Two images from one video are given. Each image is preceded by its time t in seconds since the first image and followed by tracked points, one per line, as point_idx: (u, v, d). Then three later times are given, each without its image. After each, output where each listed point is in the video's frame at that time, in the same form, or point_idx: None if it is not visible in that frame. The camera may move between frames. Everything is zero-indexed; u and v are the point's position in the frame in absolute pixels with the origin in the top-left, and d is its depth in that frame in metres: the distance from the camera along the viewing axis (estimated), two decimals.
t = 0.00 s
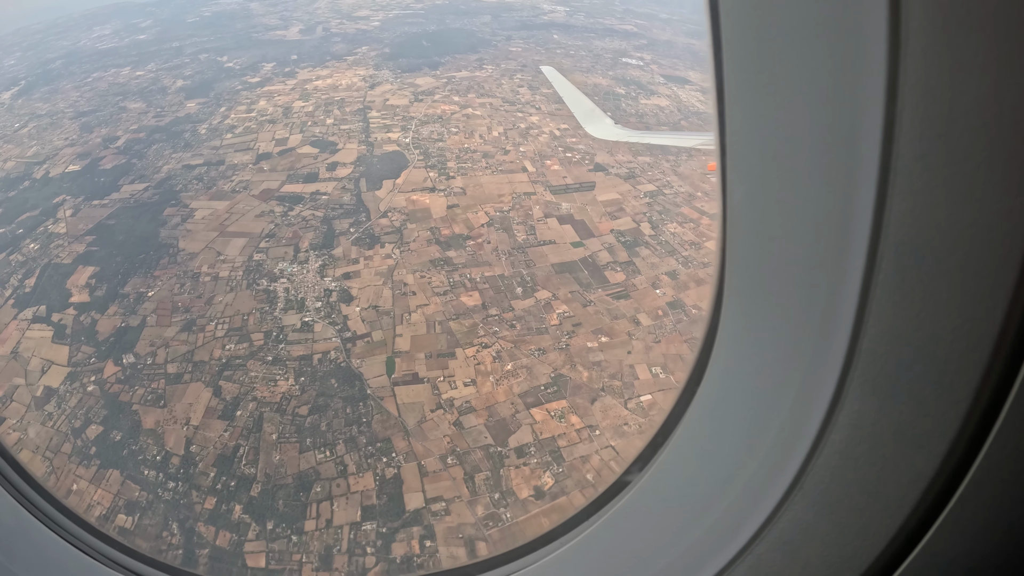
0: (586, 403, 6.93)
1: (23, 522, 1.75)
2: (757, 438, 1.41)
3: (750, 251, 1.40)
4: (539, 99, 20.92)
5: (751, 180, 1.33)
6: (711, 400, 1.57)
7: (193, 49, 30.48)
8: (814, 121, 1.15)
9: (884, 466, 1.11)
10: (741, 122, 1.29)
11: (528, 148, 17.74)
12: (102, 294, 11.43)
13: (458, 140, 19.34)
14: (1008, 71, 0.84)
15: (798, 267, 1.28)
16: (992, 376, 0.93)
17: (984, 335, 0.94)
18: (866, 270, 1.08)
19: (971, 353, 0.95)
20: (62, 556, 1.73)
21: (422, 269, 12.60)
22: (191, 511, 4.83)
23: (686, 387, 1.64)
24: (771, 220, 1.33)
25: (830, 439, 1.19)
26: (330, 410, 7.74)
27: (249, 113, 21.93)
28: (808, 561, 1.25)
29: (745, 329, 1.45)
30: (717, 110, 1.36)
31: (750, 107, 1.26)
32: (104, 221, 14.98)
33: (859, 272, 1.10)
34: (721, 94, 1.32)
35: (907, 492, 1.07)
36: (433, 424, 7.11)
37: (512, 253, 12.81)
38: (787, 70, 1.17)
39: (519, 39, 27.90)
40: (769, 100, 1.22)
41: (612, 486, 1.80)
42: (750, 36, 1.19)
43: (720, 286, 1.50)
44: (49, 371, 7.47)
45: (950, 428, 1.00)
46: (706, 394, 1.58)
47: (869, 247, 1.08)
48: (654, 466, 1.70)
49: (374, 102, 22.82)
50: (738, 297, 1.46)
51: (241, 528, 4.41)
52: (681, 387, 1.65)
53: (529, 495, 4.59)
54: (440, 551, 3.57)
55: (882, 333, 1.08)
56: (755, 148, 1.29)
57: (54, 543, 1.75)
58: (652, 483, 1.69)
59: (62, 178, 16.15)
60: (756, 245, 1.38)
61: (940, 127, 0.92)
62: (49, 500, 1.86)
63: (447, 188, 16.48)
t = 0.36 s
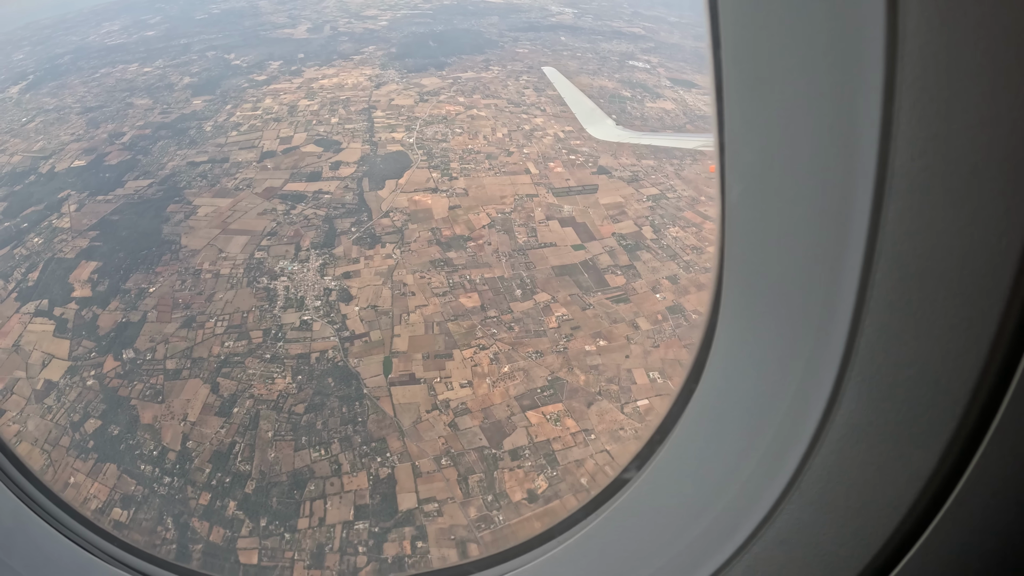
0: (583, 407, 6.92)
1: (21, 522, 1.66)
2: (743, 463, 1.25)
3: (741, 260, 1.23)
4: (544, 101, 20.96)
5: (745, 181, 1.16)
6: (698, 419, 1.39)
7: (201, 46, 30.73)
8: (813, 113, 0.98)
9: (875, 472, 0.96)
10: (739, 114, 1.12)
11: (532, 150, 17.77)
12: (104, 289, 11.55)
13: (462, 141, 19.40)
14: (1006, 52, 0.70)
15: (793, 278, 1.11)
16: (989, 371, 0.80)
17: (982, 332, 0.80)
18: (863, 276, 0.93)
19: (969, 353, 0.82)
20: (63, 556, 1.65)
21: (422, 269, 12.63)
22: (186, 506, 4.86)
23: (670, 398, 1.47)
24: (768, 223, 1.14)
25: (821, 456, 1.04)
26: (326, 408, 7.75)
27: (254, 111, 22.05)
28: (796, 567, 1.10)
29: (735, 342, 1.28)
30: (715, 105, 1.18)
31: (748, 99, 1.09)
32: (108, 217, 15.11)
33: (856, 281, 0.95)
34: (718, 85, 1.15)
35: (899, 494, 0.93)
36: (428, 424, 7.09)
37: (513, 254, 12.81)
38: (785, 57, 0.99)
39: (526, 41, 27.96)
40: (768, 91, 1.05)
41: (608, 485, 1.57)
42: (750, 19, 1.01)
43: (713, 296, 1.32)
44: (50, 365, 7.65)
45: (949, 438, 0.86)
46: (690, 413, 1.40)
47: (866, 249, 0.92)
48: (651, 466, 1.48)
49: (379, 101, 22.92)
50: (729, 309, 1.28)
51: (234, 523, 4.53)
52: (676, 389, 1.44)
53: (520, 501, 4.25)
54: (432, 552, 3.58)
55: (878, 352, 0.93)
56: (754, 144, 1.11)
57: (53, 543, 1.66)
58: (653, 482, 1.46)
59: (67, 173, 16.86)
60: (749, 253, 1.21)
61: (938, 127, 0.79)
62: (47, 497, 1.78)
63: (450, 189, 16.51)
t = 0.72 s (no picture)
0: (578, 411, 6.92)
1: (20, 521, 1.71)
2: (748, 447, 1.32)
3: (746, 253, 1.33)
4: (549, 103, 21.01)
5: (747, 179, 1.27)
6: (704, 406, 1.47)
7: (208, 44, 30.96)
8: (809, 116, 1.09)
9: (876, 461, 1.04)
10: (741, 119, 1.24)
11: (534, 152, 17.83)
12: (105, 284, 11.65)
13: (465, 142, 19.43)
14: (1000, 59, 0.78)
15: (793, 268, 1.20)
16: (985, 374, 0.87)
17: (979, 332, 0.88)
18: (862, 266, 1.01)
19: (965, 351, 0.89)
20: (62, 554, 1.70)
21: (422, 270, 12.67)
22: (180, 502, 4.89)
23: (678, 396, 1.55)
24: (770, 218, 1.25)
25: (823, 440, 1.12)
26: (322, 407, 7.79)
27: (259, 109, 22.15)
28: (798, 567, 1.16)
29: (737, 330, 1.38)
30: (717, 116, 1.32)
31: (752, 104, 1.21)
32: (112, 213, 15.23)
33: (854, 269, 1.03)
34: (720, 92, 1.28)
35: (902, 492, 1.00)
36: (423, 425, 7.09)
37: (512, 257, 12.83)
38: (782, 66, 1.11)
39: (533, 42, 27.97)
40: (770, 95, 1.16)
41: (607, 485, 1.70)
42: (750, 31, 1.14)
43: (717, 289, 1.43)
44: (50, 359, 7.67)
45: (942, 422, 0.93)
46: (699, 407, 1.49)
47: (864, 238, 1.00)
48: (647, 468, 1.61)
49: (384, 101, 22.96)
50: (733, 298, 1.39)
51: (228, 520, 4.50)
52: (673, 391, 1.55)
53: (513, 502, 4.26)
54: (423, 552, 3.60)
55: (876, 338, 1.01)
56: (755, 146, 1.23)
57: (55, 542, 1.71)
58: (648, 482, 1.59)
59: (72, 169, 16.88)
60: (752, 245, 1.31)
61: (936, 127, 0.86)
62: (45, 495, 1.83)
63: (451, 190, 16.57)
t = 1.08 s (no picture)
0: (573, 415, 6.94)
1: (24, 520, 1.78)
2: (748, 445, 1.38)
3: (744, 258, 1.38)
4: (553, 105, 21.08)
5: (747, 186, 1.31)
6: (704, 407, 1.52)
7: (215, 42, 31.25)
8: (808, 126, 1.14)
9: (875, 456, 1.10)
10: (743, 129, 1.28)
11: (537, 154, 17.91)
12: (107, 280, 11.90)
13: (469, 143, 19.44)
14: (1000, 67, 0.84)
15: (792, 272, 1.26)
16: (983, 380, 0.94)
17: (978, 334, 0.94)
18: (860, 270, 1.08)
19: (967, 352, 0.95)
20: (66, 554, 1.76)
21: (421, 270, 12.69)
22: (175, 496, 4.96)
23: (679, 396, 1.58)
24: (767, 225, 1.30)
25: (824, 437, 1.18)
26: (318, 407, 7.84)
27: (264, 107, 22.26)
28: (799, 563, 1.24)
29: (735, 332, 1.43)
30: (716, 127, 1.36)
31: (753, 112, 1.24)
32: (115, 208, 15.36)
33: (852, 274, 1.10)
34: (721, 101, 1.31)
35: (900, 496, 1.07)
36: (418, 426, 7.06)
37: (512, 259, 12.85)
38: (784, 79, 1.16)
39: (539, 44, 27.99)
40: (770, 106, 1.21)
41: (608, 485, 1.76)
42: (750, 39, 1.18)
43: (718, 292, 1.47)
44: (49, 353, 7.69)
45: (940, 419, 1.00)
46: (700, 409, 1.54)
47: (862, 245, 1.07)
48: (648, 467, 1.67)
49: (388, 101, 22.93)
50: (731, 302, 1.43)
51: (222, 515, 4.54)
52: (673, 395, 1.60)
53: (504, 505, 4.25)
54: (413, 553, 3.63)
55: (872, 341, 1.07)
56: (752, 153, 1.28)
57: (60, 539, 1.78)
58: (648, 482, 1.66)
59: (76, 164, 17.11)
60: (749, 252, 1.36)
61: (934, 133, 0.92)
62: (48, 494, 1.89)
63: (453, 191, 16.62)
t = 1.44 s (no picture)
0: (567, 418, 6.94)
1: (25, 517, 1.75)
2: (745, 448, 1.36)
3: (745, 263, 1.35)
4: (555, 107, 21.24)
5: (749, 190, 1.29)
6: (703, 411, 1.50)
7: (219, 41, 31.49)
8: (810, 129, 1.11)
9: (875, 458, 1.07)
10: (744, 136, 1.26)
11: (537, 156, 17.84)
12: (105, 277, 11.99)
13: (469, 145, 19.42)
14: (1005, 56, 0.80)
15: (794, 277, 1.22)
16: (983, 380, 0.90)
17: (977, 337, 0.90)
18: (861, 273, 1.04)
19: (966, 358, 0.92)
20: (64, 555, 1.73)
21: (418, 271, 12.66)
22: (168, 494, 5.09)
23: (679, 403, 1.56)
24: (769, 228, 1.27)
25: (824, 439, 1.15)
26: (312, 406, 7.81)
27: (266, 106, 22.33)
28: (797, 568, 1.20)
29: (735, 337, 1.40)
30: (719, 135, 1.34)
31: (755, 115, 1.22)
32: (115, 205, 15.45)
33: (855, 275, 1.06)
34: (722, 105, 1.29)
35: (900, 497, 1.04)
36: (411, 427, 7.07)
37: (508, 261, 12.88)
38: (787, 79, 1.13)
39: (542, 46, 28.07)
40: (770, 111, 1.18)
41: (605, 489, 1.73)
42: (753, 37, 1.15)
43: (718, 298, 1.44)
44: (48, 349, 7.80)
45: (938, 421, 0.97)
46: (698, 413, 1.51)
47: (862, 245, 1.03)
48: (646, 470, 1.64)
49: (390, 102, 22.95)
50: (731, 307, 1.41)
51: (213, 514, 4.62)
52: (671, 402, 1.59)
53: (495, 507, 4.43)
54: (402, 554, 3.72)
55: (873, 343, 1.04)
56: (754, 159, 1.25)
57: (64, 540, 1.76)
58: (646, 486, 1.62)
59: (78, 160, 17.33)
60: (750, 257, 1.33)
61: (935, 136, 0.89)
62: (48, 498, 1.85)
63: (451, 193, 16.60)
